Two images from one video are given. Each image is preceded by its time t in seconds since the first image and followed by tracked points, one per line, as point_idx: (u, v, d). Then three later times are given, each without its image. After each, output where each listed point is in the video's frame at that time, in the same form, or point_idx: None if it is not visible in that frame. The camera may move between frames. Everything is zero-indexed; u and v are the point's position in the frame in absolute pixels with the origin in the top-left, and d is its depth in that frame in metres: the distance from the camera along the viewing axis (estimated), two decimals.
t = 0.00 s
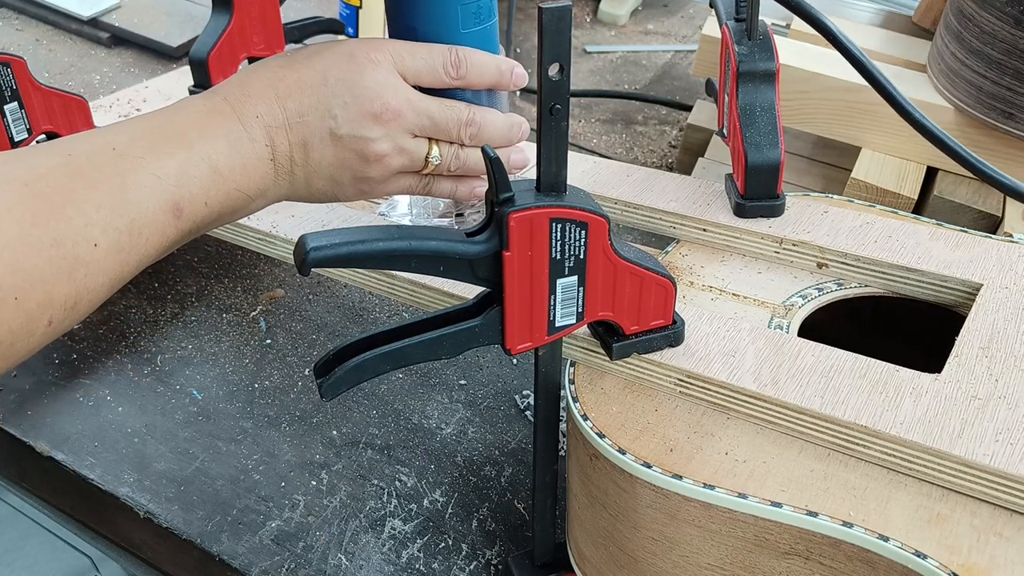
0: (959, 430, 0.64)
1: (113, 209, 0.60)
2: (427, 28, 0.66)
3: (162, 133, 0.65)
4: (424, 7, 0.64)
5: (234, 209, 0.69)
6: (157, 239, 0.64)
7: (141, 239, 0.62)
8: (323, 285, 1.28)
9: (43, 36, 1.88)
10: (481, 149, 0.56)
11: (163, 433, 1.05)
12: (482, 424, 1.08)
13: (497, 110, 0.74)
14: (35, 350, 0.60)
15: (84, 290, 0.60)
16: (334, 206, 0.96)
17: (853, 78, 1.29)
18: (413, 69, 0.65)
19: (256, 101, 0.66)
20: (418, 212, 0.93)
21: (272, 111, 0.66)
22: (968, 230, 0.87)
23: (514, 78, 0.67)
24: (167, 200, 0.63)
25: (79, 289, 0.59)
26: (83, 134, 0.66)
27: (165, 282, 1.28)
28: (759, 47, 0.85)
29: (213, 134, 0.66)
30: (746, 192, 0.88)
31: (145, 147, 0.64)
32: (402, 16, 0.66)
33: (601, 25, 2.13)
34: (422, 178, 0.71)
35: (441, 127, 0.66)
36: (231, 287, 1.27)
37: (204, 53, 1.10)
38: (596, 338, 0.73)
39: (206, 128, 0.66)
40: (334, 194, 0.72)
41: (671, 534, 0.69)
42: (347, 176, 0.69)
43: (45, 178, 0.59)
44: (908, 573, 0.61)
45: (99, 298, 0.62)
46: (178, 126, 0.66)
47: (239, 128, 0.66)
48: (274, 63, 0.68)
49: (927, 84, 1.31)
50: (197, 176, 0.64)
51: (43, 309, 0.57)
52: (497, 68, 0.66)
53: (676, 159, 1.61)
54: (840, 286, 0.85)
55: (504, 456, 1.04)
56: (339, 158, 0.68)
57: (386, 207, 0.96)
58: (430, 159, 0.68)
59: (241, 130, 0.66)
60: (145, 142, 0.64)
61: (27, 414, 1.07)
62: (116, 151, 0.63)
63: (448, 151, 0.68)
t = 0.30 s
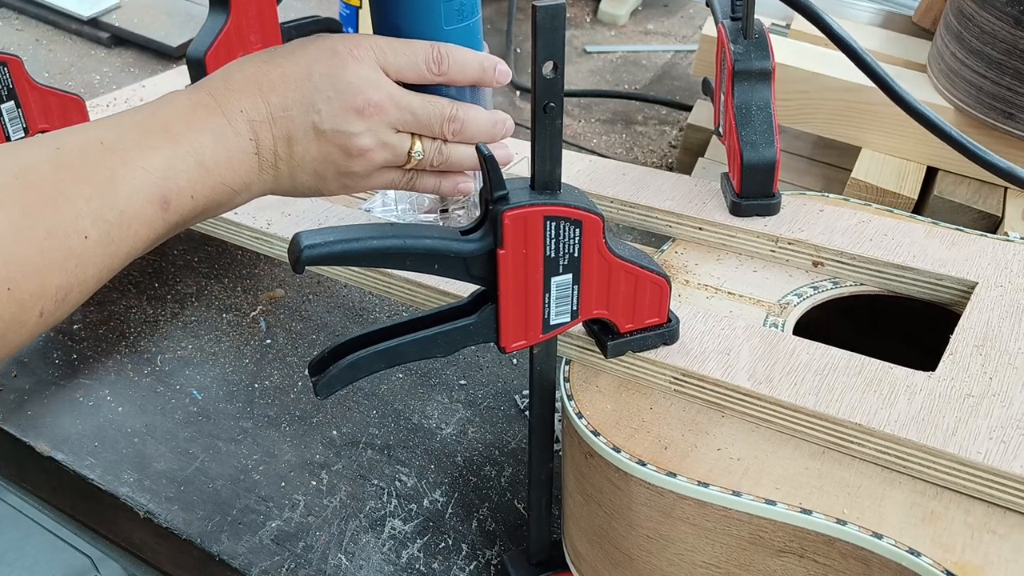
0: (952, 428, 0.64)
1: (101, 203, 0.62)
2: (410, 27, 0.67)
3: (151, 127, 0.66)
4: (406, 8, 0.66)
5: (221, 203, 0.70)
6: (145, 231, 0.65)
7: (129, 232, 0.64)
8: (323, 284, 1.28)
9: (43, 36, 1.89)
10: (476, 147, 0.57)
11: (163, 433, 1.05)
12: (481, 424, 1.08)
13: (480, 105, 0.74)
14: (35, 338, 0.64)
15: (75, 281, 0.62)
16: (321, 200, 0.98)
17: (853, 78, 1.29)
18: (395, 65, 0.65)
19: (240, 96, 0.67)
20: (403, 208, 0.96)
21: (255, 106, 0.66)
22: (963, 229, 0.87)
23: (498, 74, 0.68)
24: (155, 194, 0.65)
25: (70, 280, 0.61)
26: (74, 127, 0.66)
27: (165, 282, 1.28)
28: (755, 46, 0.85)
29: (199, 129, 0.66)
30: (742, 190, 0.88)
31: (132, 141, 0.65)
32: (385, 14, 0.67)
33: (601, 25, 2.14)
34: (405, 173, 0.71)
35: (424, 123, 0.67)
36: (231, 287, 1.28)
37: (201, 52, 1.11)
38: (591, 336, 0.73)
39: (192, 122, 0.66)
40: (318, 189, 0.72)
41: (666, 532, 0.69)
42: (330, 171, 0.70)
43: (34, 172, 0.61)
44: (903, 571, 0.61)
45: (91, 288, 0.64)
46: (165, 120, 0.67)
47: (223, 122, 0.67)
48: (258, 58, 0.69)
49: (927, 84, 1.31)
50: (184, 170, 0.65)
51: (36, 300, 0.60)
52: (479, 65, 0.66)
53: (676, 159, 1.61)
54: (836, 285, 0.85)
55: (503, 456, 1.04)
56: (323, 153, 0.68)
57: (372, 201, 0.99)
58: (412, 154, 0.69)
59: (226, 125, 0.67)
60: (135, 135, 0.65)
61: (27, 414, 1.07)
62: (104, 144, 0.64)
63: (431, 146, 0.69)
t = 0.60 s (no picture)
0: (951, 427, 0.64)
1: (93, 198, 0.63)
2: (400, 25, 0.68)
3: (143, 124, 0.66)
4: (395, 5, 0.67)
5: (210, 199, 0.71)
6: (137, 226, 0.66)
7: (122, 226, 0.64)
8: (323, 284, 1.28)
9: (43, 36, 1.89)
10: (476, 147, 0.57)
11: (163, 433, 1.05)
12: (481, 424, 1.08)
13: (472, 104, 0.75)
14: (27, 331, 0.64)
15: (68, 275, 0.62)
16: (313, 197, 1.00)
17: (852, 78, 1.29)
18: (386, 63, 0.67)
19: (232, 94, 0.68)
20: (396, 205, 1.00)
21: (246, 103, 0.68)
22: (962, 228, 0.87)
23: (488, 74, 0.69)
24: (147, 189, 0.65)
25: (63, 275, 0.62)
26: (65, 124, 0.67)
27: (165, 282, 1.28)
28: (754, 45, 0.85)
29: (191, 126, 0.67)
30: (740, 190, 0.88)
31: (124, 137, 0.65)
32: (375, 10, 0.69)
33: (601, 25, 2.14)
34: (396, 171, 0.73)
35: (414, 121, 0.68)
36: (231, 287, 1.28)
37: (200, 52, 1.11)
38: (590, 335, 0.73)
39: (184, 119, 0.67)
40: (308, 185, 0.73)
41: (664, 532, 0.69)
42: (321, 168, 0.71)
43: (27, 166, 0.61)
44: (900, 570, 0.61)
45: (83, 283, 0.65)
46: (157, 117, 0.67)
47: (215, 119, 0.68)
48: (250, 55, 0.70)
49: (927, 84, 1.31)
50: (176, 166, 0.66)
51: (29, 294, 0.60)
52: (470, 63, 0.67)
53: (676, 159, 1.61)
54: (835, 284, 0.85)
55: (503, 456, 1.04)
56: (314, 150, 0.70)
57: (364, 199, 1.03)
58: (403, 152, 0.70)
59: (218, 122, 0.68)
60: (127, 131, 0.66)
61: (27, 414, 1.07)
62: (96, 140, 0.65)
63: (421, 145, 0.70)
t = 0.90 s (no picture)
0: (951, 427, 0.64)
1: (89, 192, 0.63)
2: (393, 23, 0.70)
3: (137, 120, 0.67)
4: (389, 4, 0.69)
5: (205, 196, 0.71)
6: (132, 222, 0.66)
7: (117, 221, 0.65)
8: (323, 284, 1.28)
9: (43, 36, 1.89)
10: (475, 147, 0.57)
11: (163, 433, 1.05)
12: (481, 424, 1.08)
13: (462, 102, 0.78)
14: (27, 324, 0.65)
15: (64, 270, 0.63)
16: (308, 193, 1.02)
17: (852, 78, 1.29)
18: (378, 61, 0.67)
19: (225, 92, 0.68)
20: (389, 203, 1.01)
21: (239, 101, 0.68)
22: (962, 228, 0.87)
23: (479, 71, 0.71)
24: (142, 185, 0.65)
25: (59, 269, 0.62)
26: (60, 120, 0.67)
27: (165, 282, 1.28)
28: (754, 45, 0.85)
29: (184, 123, 0.67)
30: (740, 190, 0.88)
31: (118, 133, 0.66)
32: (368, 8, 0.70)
33: (601, 25, 2.14)
34: (388, 168, 0.73)
35: (406, 119, 0.69)
36: (231, 287, 1.28)
37: (201, 52, 1.10)
38: (590, 335, 0.73)
39: (178, 116, 0.67)
40: (300, 183, 0.73)
41: (664, 532, 0.69)
42: (313, 166, 0.71)
43: (22, 162, 0.61)
44: (900, 570, 0.61)
45: (79, 277, 0.65)
46: (151, 113, 0.67)
47: (208, 117, 0.68)
48: (242, 54, 0.70)
49: (926, 84, 1.31)
50: (170, 162, 0.66)
51: (26, 287, 0.60)
52: (461, 61, 0.69)
53: (676, 159, 1.61)
54: (835, 284, 0.85)
55: (503, 456, 1.04)
56: (306, 148, 0.70)
57: (358, 197, 1.03)
58: (395, 149, 0.71)
59: (211, 119, 0.68)
60: (122, 127, 0.66)
61: (27, 414, 1.07)
62: (90, 136, 0.65)
63: (413, 142, 0.71)
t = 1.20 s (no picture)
0: (951, 427, 0.64)
1: (86, 189, 0.63)
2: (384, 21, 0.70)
3: (132, 118, 0.67)
4: (381, 3, 0.68)
5: (199, 193, 0.71)
6: (128, 219, 0.66)
7: (115, 218, 0.65)
8: (323, 284, 1.29)
9: (43, 36, 1.89)
10: (475, 146, 0.57)
11: (163, 433, 1.05)
12: (481, 424, 1.08)
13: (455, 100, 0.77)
14: (27, 320, 0.65)
15: (63, 266, 0.63)
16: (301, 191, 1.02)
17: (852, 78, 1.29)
18: (370, 60, 0.67)
19: (217, 90, 0.68)
20: (383, 202, 0.99)
21: (232, 100, 0.68)
22: (962, 228, 0.87)
23: (471, 70, 0.71)
24: (137, 182, 0.66)
25: (59, 265, 0.63)
26: (55, 118, 0.67)
27: (165, 282, 1.28)
28: (754, 45, 0.85)
29: (178, 121, 0.67)
30: (740, 190, 0.88)
31: (111, 131, 0.66)
32: (361, 8, 0.70)
33: (601, 25, 2.14)
34: (380, 166, 0.74)
35: (398, 117, 0.69)
36: (231, 287, 1.28)
37: (201, 52, 1.11)
38: (590, 335, 0.73)
39: (170, 114, 0.67)
40: (292, 181, 0.74)
41: (664, 532, 0.69)
42: (305, 164, 0.72)
43: (19, 159, 0.61)
44: (900, 570, 0.61)
45: (78, 273, 0.65)
46: (145, 111, 0.67)
47: (201, 116, 0.68)
48: (232, 54, 0.70)
49: (926, 84, 1.31)
50: (164, 160, 0.67)
51: (26, 283, 0.61)
52: (452, 60, 0.69)
53: (676, 159, 1.61)
54: (835, 284, 0.85)
55: (503, 456, 1.04)
56: (298, 146, 0.70)
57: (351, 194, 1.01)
58: (387, 147, 0.71)
59: (204, 118, 0.68)
60: (116, 124, 0.66)
61: (27, 414, 1.07)
62: (86, 133, 0.65)
63: (405, 140, 0.72)
